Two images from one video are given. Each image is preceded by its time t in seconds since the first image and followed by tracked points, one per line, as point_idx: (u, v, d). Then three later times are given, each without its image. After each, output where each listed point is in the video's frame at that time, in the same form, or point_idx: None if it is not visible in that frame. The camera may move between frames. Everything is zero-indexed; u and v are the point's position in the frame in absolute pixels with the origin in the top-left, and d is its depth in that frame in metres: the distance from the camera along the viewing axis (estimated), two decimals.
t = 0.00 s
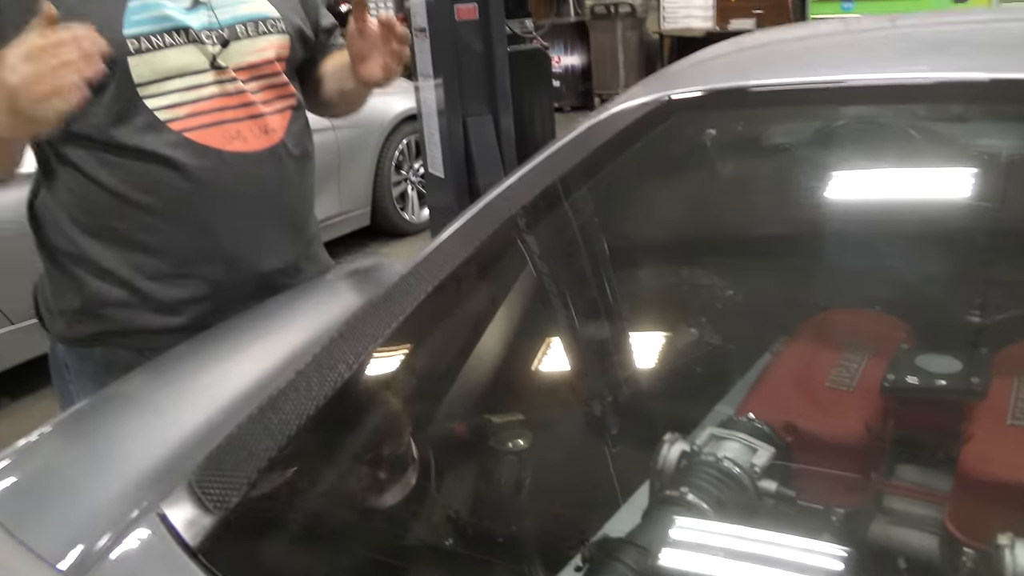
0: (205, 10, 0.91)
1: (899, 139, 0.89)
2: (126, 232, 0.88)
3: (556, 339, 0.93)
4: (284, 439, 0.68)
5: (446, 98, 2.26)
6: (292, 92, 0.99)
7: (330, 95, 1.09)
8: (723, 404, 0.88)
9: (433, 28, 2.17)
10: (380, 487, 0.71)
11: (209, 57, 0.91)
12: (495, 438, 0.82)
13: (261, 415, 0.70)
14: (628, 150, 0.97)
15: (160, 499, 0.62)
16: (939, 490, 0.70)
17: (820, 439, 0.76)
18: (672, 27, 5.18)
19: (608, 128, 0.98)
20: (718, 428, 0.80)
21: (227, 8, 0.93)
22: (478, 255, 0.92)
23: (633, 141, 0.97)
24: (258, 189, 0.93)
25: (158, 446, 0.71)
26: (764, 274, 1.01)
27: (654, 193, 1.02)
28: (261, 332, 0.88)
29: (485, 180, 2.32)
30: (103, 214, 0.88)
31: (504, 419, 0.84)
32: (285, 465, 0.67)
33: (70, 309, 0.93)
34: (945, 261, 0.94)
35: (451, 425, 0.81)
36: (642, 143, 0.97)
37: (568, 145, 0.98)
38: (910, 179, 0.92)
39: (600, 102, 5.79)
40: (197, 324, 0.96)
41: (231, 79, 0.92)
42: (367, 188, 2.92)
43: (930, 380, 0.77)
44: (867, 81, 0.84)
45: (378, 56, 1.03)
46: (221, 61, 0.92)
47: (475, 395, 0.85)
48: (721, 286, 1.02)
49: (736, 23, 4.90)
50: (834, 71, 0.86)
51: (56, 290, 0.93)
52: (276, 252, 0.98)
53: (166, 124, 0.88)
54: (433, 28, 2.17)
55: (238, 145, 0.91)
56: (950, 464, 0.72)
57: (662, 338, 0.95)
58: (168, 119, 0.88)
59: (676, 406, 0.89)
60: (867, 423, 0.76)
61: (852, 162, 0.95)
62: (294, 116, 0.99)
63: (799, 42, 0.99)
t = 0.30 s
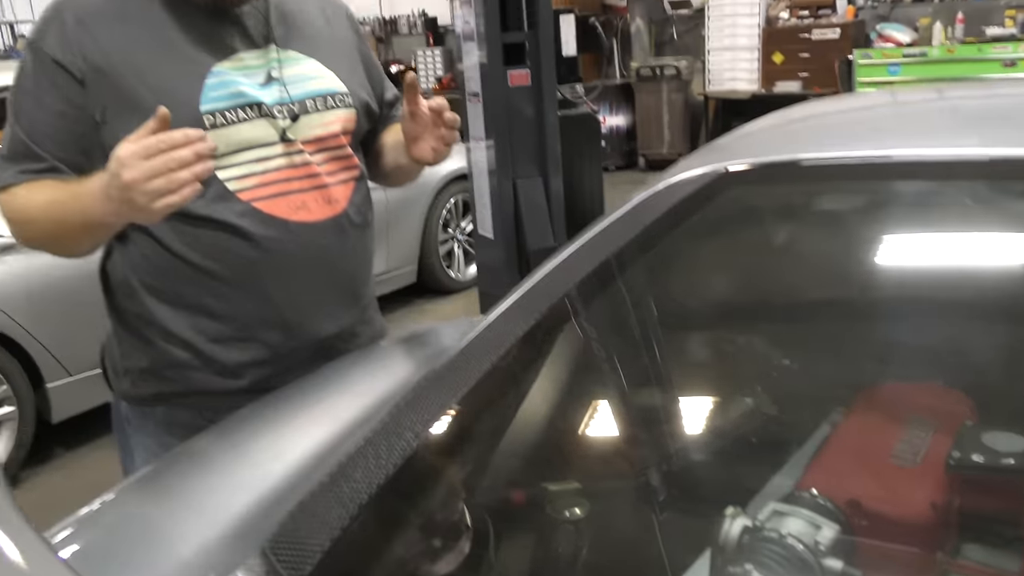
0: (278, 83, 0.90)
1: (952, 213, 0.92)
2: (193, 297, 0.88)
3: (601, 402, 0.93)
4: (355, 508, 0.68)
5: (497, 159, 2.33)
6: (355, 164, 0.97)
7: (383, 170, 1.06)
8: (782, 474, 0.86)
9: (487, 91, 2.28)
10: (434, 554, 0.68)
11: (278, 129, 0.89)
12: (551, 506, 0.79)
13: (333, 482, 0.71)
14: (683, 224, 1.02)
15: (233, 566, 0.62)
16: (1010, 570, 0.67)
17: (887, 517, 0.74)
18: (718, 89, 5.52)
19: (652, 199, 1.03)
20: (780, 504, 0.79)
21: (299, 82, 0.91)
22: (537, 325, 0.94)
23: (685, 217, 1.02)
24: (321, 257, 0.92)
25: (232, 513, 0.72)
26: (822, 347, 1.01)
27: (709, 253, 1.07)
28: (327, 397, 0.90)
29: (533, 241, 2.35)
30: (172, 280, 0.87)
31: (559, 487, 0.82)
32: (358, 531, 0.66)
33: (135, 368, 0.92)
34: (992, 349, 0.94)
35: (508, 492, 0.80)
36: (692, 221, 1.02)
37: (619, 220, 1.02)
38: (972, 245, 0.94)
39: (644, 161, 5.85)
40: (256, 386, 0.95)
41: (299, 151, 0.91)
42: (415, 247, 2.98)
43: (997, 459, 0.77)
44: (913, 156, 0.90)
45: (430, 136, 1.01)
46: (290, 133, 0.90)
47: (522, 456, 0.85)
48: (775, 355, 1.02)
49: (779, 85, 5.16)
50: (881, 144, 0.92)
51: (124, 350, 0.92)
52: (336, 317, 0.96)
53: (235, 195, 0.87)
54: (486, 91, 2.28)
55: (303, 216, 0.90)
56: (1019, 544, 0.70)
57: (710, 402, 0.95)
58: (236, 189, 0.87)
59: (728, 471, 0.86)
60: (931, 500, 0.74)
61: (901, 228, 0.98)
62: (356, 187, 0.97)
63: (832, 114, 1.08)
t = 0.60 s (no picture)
0: (327, 150, 0.94)
1: (965, 279, 0.99)
2: (235, 353, 0.90)
3: (617, 468, 0.92)
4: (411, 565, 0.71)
5: (517, 219, 2.37)
6: (395, 229, 1.00)
7: (422, 236, 1.09)
8: (826, 523, 0.85)
9: (509, 152, 2.33)
10: None
11: (324, 193, 0.93)
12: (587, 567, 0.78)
13: (390, 537, 0.74)
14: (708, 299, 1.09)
15: None
16: None
17: None
18: (727, 154, 5.59)
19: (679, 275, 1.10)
20: (818, 569, 0.78)
21: (347, 150, 0.95)
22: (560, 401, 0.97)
23: (711, 290, 1.10)
24: (361, 316, 0.94)
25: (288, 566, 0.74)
26: (846, 414, 1.00)
27: (723, 326, 1.09)
28: (365, 454, 0.91)
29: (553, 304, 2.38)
30: (216, 336, 0.89)
31: (594, 547, 0.81)
32: None
33: (173, 421, 0.93)
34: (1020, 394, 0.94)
35: (546, 552, 0.79)
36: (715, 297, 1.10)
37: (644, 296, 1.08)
38: (980, 314, 0.98)
39: (654, 224, 5.91)
40: (290, 443, 0.96)
41: (343, 215, 0.94)
42: (430, 305, 3.01)
43: None
44: (925, 231, 1.00)
45: (467, 205, 1.03)
46: (335, 197, 0.93)
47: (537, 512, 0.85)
48: (802, 420, 1.01)
49: (789, 153, 5.26)
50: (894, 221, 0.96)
51: (162, 402, 0.94)
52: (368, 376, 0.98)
53: (281, 254, 0.90)
54: (509, 155, 2.33)
55: (345, 276, 0.93)
56: None
57: (726, 470, 0.94)
58: (283, 249, 0.90)
59: (745, 539, 0.84)
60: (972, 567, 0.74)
61: (917, 297, 1.03)
62: (395, 250, 1.00)
63: (846, 189, 1.20)
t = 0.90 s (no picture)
0: (343, 200, 0.98)
1: (943, 330, 1.05)
2: (253, 397, 0.92)
3: (597, 520, 0.89)
4: None
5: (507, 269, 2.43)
6: (405, 275, 1.04)
7: (429, 281, 1.13)
8: (823, 556, 0.90)
9: (499, 202, 2.39)
10: None
11: (341, 241, 0.97)
12: None
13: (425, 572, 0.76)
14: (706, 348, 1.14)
15: None
16: None
17: None
18: (701, 206, 5.71)
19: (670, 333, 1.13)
20: None
21: (363, 201, 1.00)
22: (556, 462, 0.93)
23: (708, 339, 1.14)
24: (376, 360, 0.97)
25: None
26: (833, 457, 1.05)
27: (704, 381, 1.13)
28: (377, 499, 0.94)
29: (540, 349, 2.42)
30: (233, 379, 0.92)
31: None
32: None
33: (187, 460, 0.96)
34: (988, 435, 1.01)
35: None
36: (713, 344, 1.14)
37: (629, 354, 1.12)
38: (954, 365, 1.05)
39: (630, 273, 6.05)
40: (303, 482, 0.98)
41: (358, 262, 0.98)
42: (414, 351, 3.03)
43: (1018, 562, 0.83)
44: (895, 281, 1.07)
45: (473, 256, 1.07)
46: (351, 245, 0.98)
47: (519, 552, 0.81)
48: (794, 463, 1.05)
49: (761, 206, 5.41)
50: (864, 272, 1.10)
51: (176, 443, 0.97)
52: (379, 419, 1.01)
53: (301, 299, 0.93)
54: (499, 206, 2.40)
55: (359, 321, 0.96)
56: None
57: (707, 521, 0.95)
58: (302, 295, 0.93)
59: None
60: None
61: (895, 349, 1.09)
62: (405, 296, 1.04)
63: (819, 243, 1.30)
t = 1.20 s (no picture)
0: (366, 226, 1.05)
1: (932, 355, 1.13)
2: (278, 416, 0.98)
3: (585, 544, 0.85)
4: None
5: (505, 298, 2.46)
6: (422, 297, 1.11)
7: (438, 303, 1.18)
8: (828, 562, 0.97)
9: (495, 230, 2.44)
10: None
11: (365, 266, 1.04)
12: None
13: None
14: (707, 374, 1.17)
15: None
16: None
17: None
18: (684, 233, 5.80)
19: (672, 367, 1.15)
20: None
21: (384, 227, 1.07)
22: (559, 500, 0.90)
23: (710, 364, 1.18)
24: (395, 380, 1.05)
25: None
26: (833, 474, 1.10)
27: (701, 414, 1.15)
28: (396, 513, 1.01)
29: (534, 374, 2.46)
30: (261, 400, 0.98)
31: None
32: None
33: (214, 479, 1.01)
34: (976, 443, 1.09)
35: None
36: (716, 369, 1.18)
37: (633, 382, 1.13)
38: (934, 389, 1.13)
39: (615, 299, 6.14)
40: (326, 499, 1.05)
41: (381, 286, 1.04)
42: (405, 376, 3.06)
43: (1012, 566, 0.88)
44: (876, 303, 1.12)
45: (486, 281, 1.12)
46: (374, 269, 1.04)
47: None
48: (796, 477, 1.11)
49: (743, 233, 5.51)
50: (846, 295, 1.14)
51: (202, 462, 1.02)
52: (398, 437, 1.09)
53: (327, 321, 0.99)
54: (495, 233, 2.45)
55: (382, 342, 1.03)
56: None
57: (697, 545, 0.97)
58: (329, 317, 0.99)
59: None
60: None
61: (876, 373, 1.18)
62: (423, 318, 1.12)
63: (801, 268, 1.37)
